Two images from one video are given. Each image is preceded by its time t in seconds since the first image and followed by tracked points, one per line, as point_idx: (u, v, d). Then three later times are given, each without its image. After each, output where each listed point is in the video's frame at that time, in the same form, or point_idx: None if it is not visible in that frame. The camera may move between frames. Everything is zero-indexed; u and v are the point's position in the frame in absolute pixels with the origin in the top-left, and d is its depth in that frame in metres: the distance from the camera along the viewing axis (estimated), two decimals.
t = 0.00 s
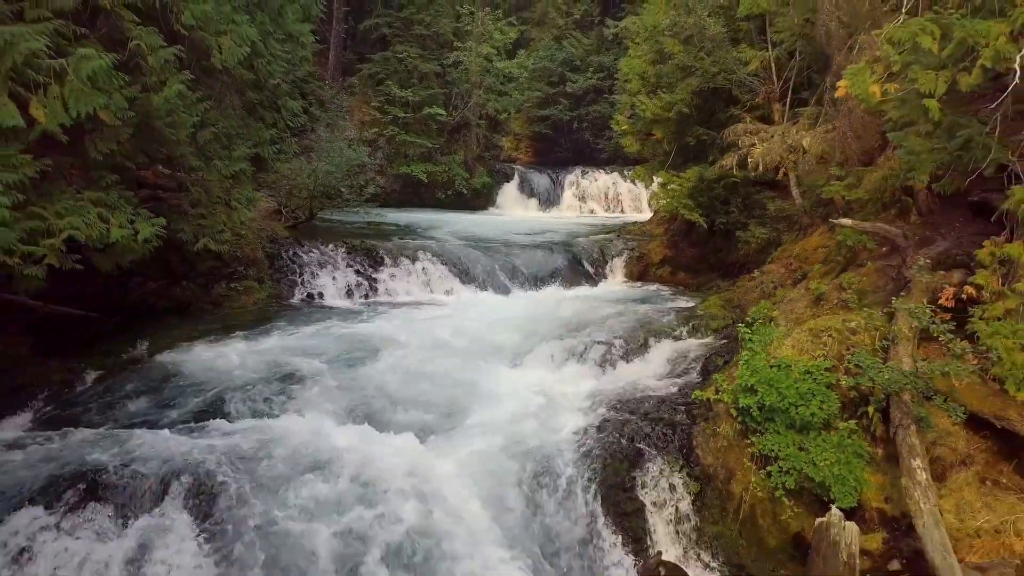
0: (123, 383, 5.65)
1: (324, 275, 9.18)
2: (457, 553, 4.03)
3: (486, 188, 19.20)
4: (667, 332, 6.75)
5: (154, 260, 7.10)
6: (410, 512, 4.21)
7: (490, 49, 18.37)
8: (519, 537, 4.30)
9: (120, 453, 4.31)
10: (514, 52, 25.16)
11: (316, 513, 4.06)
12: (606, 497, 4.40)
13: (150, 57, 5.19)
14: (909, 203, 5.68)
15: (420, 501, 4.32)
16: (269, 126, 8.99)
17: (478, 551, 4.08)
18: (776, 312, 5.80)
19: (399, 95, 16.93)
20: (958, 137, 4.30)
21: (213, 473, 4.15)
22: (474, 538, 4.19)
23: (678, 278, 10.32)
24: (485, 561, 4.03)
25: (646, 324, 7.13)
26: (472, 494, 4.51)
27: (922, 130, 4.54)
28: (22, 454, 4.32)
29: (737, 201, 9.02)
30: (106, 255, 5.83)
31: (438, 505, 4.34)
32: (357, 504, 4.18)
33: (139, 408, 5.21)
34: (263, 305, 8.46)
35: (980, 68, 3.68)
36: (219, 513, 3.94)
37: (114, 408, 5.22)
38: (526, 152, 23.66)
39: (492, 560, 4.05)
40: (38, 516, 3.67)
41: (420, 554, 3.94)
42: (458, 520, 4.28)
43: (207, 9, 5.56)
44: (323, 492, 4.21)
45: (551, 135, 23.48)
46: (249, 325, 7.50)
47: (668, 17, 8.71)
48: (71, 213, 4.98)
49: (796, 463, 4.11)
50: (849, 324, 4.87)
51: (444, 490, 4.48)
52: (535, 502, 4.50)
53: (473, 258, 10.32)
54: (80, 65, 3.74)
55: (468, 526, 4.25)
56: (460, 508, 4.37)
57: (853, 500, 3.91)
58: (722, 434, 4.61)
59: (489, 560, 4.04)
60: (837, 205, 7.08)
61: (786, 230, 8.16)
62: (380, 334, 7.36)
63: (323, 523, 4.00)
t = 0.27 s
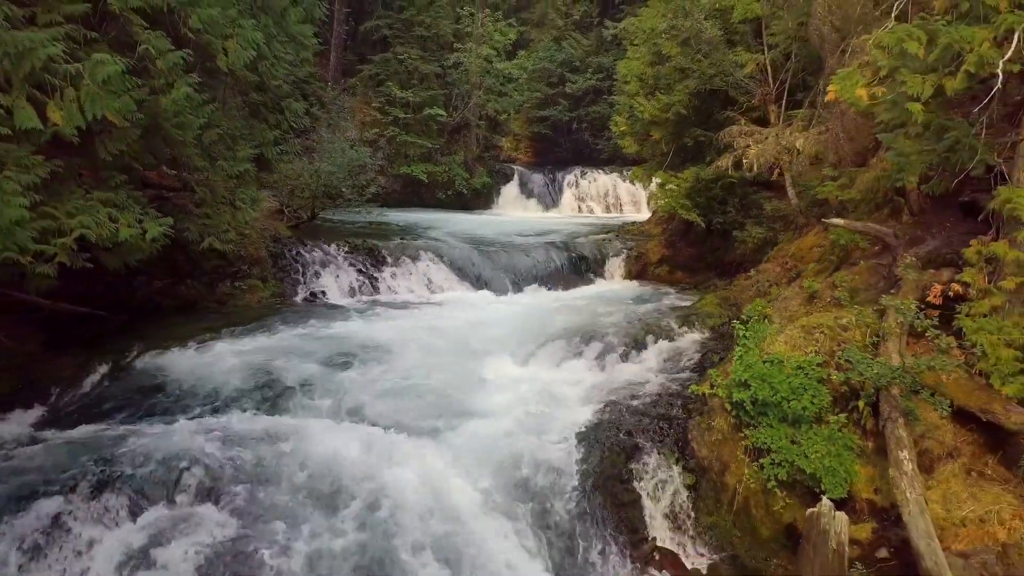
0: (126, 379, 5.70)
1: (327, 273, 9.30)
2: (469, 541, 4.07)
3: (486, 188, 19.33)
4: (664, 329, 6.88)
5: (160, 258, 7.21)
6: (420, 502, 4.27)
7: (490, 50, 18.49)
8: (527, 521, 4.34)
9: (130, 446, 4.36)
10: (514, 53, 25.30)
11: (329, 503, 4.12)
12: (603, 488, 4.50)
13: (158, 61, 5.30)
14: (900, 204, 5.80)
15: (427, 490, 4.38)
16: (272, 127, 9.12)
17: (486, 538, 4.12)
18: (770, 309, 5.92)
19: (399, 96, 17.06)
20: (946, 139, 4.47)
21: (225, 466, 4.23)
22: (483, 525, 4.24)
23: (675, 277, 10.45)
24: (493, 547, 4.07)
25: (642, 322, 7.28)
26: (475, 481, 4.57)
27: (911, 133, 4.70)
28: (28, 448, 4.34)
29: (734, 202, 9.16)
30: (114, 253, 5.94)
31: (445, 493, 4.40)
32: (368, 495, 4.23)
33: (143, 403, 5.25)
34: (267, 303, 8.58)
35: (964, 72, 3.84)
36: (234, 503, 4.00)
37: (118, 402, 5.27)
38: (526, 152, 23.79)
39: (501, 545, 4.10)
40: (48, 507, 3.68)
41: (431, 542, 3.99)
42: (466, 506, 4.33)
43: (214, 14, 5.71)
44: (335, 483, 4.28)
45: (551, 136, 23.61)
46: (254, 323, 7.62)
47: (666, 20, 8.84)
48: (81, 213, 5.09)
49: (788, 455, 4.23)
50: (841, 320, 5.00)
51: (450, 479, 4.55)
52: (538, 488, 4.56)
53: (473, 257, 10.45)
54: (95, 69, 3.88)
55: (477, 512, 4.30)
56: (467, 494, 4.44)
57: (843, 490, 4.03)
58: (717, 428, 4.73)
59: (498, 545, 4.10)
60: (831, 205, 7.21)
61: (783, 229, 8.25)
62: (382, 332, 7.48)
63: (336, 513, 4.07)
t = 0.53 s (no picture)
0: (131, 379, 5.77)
1: (329, 272, 9.41)
2: (472, 532, 4.17)
3: (486, 188, 19.44)
4: (662, 327, 6.98)
5: (165, 258, 7.30)
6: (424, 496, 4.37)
7: (490, 50, 18.60)
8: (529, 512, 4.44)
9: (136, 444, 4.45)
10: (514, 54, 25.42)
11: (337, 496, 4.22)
12: (603, 482, 4.61)
13: (166, 63, 5.39)
14: (894, 203, 5.90)
15: (431, 485, 4.49)
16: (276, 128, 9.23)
17: (490, 529, 4.23)
18: (766, 307, 6.03)
19: (400, 96, 17.17)
20: (936, 140, 4.61)
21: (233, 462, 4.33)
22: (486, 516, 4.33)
23: (674, 276, 10.56)
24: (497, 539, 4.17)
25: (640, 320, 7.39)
26: (477, 476, 4.69)
27: (902, 134, 4.83)
28: (37, 447, 4.41)
29: (732, 201, 9.27)
30: (120, 252, 6.02)
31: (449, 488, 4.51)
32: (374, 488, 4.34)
33: (146, 402, 5.31)
34: (270, 302, 8.68)
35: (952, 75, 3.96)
36: (243, 496, 4.08)
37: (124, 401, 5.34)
38: (526, 152, 23.89)
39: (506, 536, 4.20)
40: (62, 505, 3.77)
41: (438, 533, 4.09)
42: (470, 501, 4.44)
43: (220, 17, 5.83)
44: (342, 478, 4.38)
45: (550, 136, 23.72)
46: (257, 321, 7.72)
47: (664, 22, 8.95)
48: (90, 212, 5.18)
49: (782, 448, 4.34)
50: (834, 317, 5.11)
51: (453, 474, 4.66)
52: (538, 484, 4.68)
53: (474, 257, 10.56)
54: (108, 73, 3.99)
55: (480, 505, 4.41)
56: (470, 489, 4.55)
57: (835, 483, 4.14)
58: (713, 422, 4.84)
59: (502, 536, 4.20)
60: (827, 205, 7.31)
61: (779, 229, 8.34)
62: (384, 330, 7.58)
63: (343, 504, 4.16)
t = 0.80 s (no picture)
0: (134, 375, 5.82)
1: (331, 272, 9.54)
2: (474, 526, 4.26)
3: (485, 188, 19.56)
4: (660, 325, 7.09)
5: (169, 257, 7.40)
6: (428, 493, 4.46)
7: (490, 51, 18.72)
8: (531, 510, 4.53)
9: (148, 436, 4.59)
10: (513, 55, 25.56)
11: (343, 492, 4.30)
12: (600, 475, 4.68)
13: (173, 66, 5.49)
14: (887, 203, 6.01)
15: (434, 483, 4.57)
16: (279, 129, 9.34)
17: (493, 526, 4.30)
18: (761, 306, 6.14)
19: (401, 97, 17.29)
20: (927, 141, 4.74)
21: (240, 455, 4.44)
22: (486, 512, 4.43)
23: (672, 276, 10.67)
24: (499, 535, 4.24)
25: (638, 318, 7.49)
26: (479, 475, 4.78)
27: (895, 135, 4.99)
28: (45, 443, 4.49)
29: (729, 201, 9.37)
30: (126, 251, 6.11)
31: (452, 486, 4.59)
32: (378, 485, 4.42)
33: (152, 397, 5.37)
34: (273, 300, 8.79)
35: (941, 78, 4.06)
36: (251, 490, 4.21)
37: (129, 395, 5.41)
38: (526, 152, 24.02)
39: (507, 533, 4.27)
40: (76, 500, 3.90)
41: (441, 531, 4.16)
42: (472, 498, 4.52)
43: (226, 21, 5.95)
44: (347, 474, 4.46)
45: (550, 136, 23.84)
46: (260, 320, 7.82)
47: (662, 25, 9.07)
48: (98, 212, 5.27)
49: (776, 442, 4.45)
50: (828, 315, 5.22)
51: (455, 471, 4.74)
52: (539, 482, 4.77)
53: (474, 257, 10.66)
54: (120, 76, 4.11)
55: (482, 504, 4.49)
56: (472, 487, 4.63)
57: (828, 476, 4.24)
58: (709, 417, 4.95)
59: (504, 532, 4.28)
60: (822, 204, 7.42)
61: (776, 228, 8.45)
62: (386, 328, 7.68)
63: (348, 501, 4.25)
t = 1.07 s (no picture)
0: (137, 377, 5.88)
1: (334, 270, 9.68)
2: (478, 519, 4.42)
3: (485, 188, 19.69)
4: (657, 322, 7.22)
5: (174, 255, 7.52)
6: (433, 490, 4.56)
7: (490, 52, 18.85)
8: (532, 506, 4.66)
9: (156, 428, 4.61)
10: (513, 55, 25.71)
11: (351, 486, 4.39)
12: (599, 468, 4.75)
13: (181, 68, 5.61)
14: (880, 203, 6.14)
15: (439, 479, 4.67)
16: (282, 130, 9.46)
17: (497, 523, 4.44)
18: (756, 303, 6.27)
19: (401, 97, 17.42)
20: (916, 142, 4.89)
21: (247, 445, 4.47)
22: (489, 504, 4.58)
23: (670, 274, 10.81)
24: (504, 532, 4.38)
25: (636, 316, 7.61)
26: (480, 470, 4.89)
27: (886, 137, 5.15)
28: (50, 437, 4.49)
29: (727, 200, 9.49)
30: (133, 251, 6.23)
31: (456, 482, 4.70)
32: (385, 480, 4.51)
33: (161, 397, 5.50)
34: (276, 298, 8.91)
35: (929, 81, 4.18)
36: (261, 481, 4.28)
37: (133, 399, 5.48)
38: (525, 152, 24.15)
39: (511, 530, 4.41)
40: (87, 489, 3.90)
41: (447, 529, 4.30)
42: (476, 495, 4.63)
43: (232, 25, 6.10)
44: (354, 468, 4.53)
45: (549, 136, 23.97)
46: (265, 317, 7.94)
47: (660, 27, 9.20)
48: (107, 212, 5.38)
49: (769, 436, 4.60)
50: (820, 312, 5.35)
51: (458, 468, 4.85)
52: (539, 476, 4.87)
53: (474, 256, 10.78)
54: (133, 80, 4.25)
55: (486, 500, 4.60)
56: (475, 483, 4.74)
57: (820, 468, 4.39)
58: (704, 411, 5.08)
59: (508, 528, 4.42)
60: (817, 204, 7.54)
61: (772, 228, 8.59)
62: (388, 326, 7.80)
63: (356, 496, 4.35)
